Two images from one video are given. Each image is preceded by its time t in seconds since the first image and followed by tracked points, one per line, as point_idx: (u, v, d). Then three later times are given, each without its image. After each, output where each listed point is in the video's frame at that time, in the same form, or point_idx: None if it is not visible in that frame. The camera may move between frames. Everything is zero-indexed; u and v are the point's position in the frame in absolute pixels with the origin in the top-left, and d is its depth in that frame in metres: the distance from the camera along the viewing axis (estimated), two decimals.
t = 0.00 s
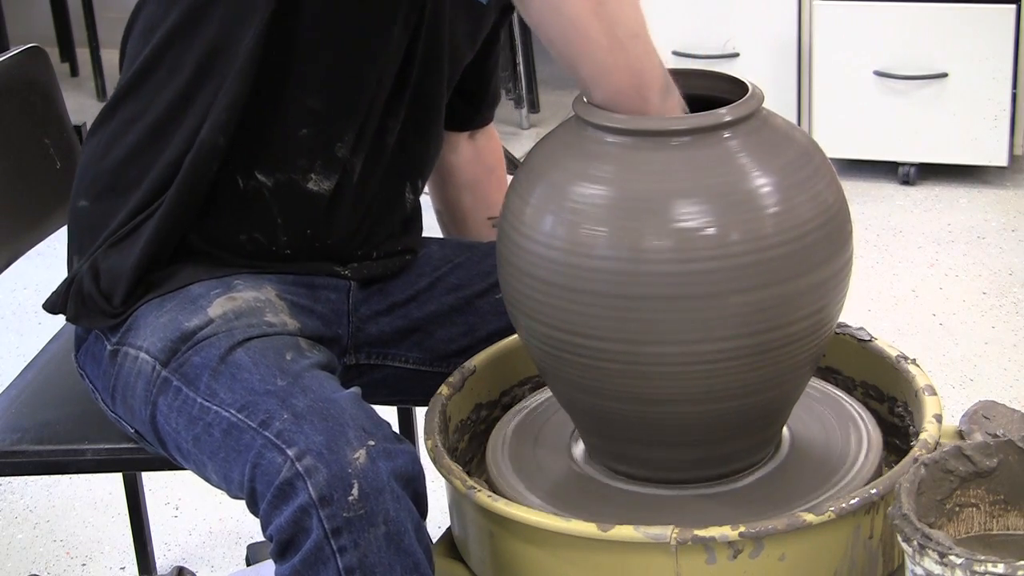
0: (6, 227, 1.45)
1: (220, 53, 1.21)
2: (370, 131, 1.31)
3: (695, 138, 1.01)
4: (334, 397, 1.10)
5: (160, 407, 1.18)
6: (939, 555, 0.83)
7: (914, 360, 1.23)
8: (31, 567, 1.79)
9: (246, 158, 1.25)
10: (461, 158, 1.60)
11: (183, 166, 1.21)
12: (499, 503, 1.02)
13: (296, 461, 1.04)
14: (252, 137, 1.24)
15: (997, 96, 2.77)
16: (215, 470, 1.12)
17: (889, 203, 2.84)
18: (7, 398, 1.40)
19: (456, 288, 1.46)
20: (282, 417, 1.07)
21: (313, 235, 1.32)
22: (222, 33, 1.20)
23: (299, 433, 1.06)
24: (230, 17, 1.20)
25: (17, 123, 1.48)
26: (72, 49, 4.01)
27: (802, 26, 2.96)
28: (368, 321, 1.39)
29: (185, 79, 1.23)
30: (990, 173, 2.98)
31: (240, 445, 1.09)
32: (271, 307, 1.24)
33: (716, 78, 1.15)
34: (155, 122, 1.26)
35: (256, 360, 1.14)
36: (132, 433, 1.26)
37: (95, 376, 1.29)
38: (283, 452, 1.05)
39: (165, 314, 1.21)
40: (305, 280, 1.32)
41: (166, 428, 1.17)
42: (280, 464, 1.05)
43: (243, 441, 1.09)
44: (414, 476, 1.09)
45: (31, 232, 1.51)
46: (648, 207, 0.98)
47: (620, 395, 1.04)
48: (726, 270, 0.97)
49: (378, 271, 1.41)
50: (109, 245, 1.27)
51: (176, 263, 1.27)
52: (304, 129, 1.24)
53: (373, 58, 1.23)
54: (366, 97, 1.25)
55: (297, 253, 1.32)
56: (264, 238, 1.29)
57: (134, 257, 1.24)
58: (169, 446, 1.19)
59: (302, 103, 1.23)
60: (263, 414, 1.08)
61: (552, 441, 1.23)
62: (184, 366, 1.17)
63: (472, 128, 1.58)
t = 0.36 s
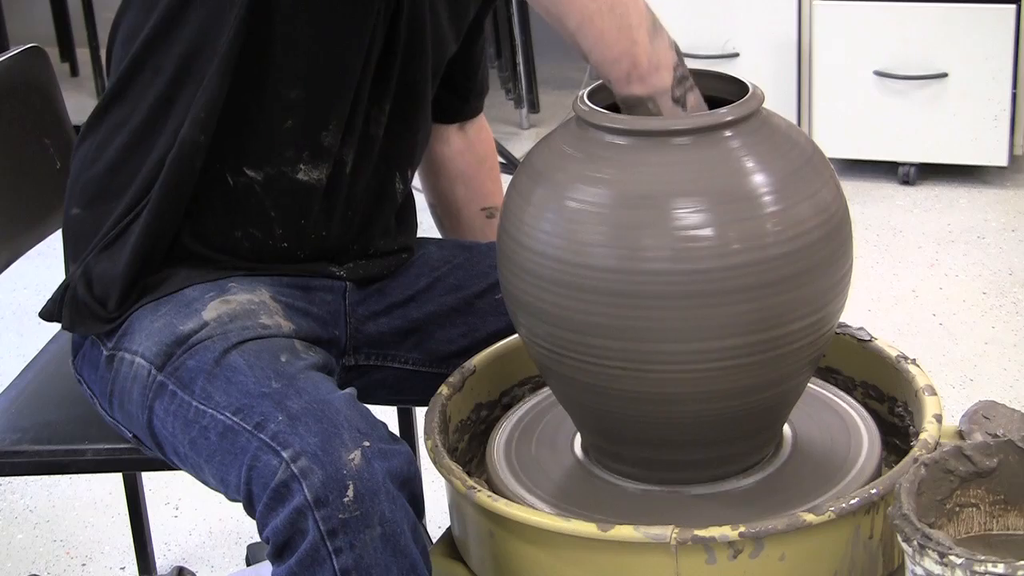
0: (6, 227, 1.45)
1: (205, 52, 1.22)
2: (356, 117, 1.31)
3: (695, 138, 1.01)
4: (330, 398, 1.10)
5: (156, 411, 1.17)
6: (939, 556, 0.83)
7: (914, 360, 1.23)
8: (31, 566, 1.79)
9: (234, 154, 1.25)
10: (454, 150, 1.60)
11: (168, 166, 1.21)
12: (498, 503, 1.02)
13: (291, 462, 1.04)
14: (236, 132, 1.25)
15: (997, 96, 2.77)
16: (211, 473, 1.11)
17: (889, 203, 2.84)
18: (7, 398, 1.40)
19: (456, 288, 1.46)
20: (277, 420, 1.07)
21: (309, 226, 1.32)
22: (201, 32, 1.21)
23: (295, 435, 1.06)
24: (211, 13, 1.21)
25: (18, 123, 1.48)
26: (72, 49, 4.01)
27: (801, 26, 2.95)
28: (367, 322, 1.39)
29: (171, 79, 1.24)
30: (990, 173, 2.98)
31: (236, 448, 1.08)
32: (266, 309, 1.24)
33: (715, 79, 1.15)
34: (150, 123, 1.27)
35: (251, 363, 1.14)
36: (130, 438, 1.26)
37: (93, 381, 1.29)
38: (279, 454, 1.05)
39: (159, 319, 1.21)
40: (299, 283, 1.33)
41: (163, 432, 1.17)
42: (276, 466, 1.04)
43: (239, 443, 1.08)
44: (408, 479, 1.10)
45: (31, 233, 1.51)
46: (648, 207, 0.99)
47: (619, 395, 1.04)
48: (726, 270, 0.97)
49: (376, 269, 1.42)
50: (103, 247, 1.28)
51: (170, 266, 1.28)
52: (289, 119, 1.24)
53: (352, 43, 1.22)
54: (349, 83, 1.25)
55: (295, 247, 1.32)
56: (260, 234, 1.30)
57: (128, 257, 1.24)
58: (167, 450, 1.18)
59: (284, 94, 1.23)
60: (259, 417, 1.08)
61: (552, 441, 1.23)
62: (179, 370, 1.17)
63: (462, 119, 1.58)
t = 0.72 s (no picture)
0: (6, 226, 1.45)
1: (187, 57, 1.23)
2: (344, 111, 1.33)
3: (695, 138, 1.01)
4: (329, 398, 1.10)
5: (156, 413, 1.17)
6: (939, 555, 0.83)
7: (914, 360, 1.23)
8: (31, 566, 1.79)
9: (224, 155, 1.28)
10: (443, 141, 1.60)
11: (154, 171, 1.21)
12: (498, 503, 1.02)
13: (292, 462, 1.04)
14: (225, 133, 1.28)
15: (997, 96, 2.77)
16: (212, 474, 1.11)
17: (889, 202, 2.84)
18: (7, 398, 1.40)
19: (456, 287, 1.46)
20: (277, 420, 1.07)
21: (306, 221, 1.33)
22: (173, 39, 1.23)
23: (295, 435, 1.06)
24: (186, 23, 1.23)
25: (18, 123, 1.48)
26: (72, 49, 4.00)
27: (801, 25, 2.94)
28: (367, 323, 1.39)
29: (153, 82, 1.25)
30: (990, 173, 2.98)
31: (236, 449, 1.08)
32: (263, 310, 1.24)
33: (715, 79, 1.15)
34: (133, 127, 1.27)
35: (250, 363, 1.14)
36: (130, 441, 1.26)
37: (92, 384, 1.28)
38: (279, 454, 1.05)
39: (158, 321, 1.21)
40: (297, 283, 1.33)
41: (163, 434, 1.17)
42: (276, 466, 1.04)
43: (239, 444, 1.08)
44: (409, 477, 1.10)
45: (32, 233, 1.51)
46: (648, 208, 0.99)
47: (620, 396, 1.04)
48: (726, 270, 0.97)
49: (376, 268, 1.41)
50: (92, 254, 1.27)
51: (167, 269, 1.28)
52: (275, 117, 1.27)
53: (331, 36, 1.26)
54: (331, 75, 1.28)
55: (294, 244, 1.33)
56: (257, 232, 1.31)
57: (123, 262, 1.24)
58: (167, 453, 1.18)
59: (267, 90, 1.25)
60: (258, 417, 1.08)
61: (552, 441, 1.23)
62: (178, 371, 1.16)
63: (451, 108, 1.58)
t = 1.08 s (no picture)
0: (6, 226, 1.45)
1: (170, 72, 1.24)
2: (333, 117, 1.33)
3: (695, 138, 1.01)
4: (327, 398, 1.10)
5: (154, 418, 1.17)
6: (939, 556, 0.83)
7: (914, 360, 1.23)
8: (31, 566, 1.79)
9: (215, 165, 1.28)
10: (437, 133, 1.59)
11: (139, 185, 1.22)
12: (498, 504, 1.02)
13: (290, 463, 1.04)
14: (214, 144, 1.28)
15: (997, 96, 2.77)
16: (210, 477, 1.11)
17: (889, 202, 2.84)
18: (7, 398, 1.40)
19: (456, 287, 1.46)
20: (275, 421, 1.07)
21: (301, 227, 1.33)
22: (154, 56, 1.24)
23: (292, 436, 1.06)
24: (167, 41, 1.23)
25: (18, 123, 1.48)
26: (72, 49, 4.00)
27: (801, 26, 2.95)
28: (366, 323, 1.39)
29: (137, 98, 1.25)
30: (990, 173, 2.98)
31: (234, 451, 1.08)
32: (260, 312, 1.24)
33: (715, 79, 1.15)
34: (121, 141, 1.27)
35: (247, 366, 1.14)
36: (129, 447, 1.25)
37: (89, 389, 1.28)
38: (277, 455, 1.05)
39: (154, 325, 1.22)
40: (294, 285, 1.33)
41: (162, 438, 1.17)
42: (275, 467, 1.04)
43: (237, 447, 1.08)
44: (407, 477, 1.10)
45: (32, 232, 1.51)
46: (647, 208, 0.99)
47: (620, 396, 1.04)
48: (726, 271, 0.97)
49: (373, 270, 1.41)
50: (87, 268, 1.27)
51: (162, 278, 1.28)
52: (261, 128, 1.27)
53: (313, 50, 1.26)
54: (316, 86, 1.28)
55: (290, 251, 1.33)
56: (252, 239, 1.31)
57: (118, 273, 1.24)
58: (166, 457, 1.18)
59: (251, 103, 1.26)
60: (256, 419, 1.08)
61: (552, 441, 1.23)
62: (174, 375, 1.16)
63: (446, 100, 1.57)
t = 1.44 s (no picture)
0: (6, 227, 1.45)
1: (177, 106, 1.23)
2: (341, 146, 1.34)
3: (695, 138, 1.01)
4: (330, 398, 1.10)
5: (156, 419, 1.17)
6: (939, 556, 0.83)
7: (914, 360, 1.23)
8: (31, 566, 1.79)
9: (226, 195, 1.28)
10: (442, 122, 1.60)
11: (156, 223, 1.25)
12: (499, 504, 1.02)
13: (293, 463, 1.04)
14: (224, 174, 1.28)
15: (997, 96, 2.77)
16: (213, 477, 1.11)
17: (889, 202, 2.84)
18: (7, 398, 1.40)
19: (456, 288, 1.46)
20: (277, 421, 1.07)
21: (309, 249, 1.35)
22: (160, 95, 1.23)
23: (295, 435, 1.06)
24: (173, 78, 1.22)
25: (18, 123, 1.48)
26: (72, 49, 4.00)
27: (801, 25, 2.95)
28: (366, 324, 1.39)
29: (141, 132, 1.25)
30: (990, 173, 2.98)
31: (237, 451, 1.09)
32: (262, 313, 1.24)
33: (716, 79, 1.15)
34: (124, 169, 1.27)
35: (249, 366, 1.14)
36: (130, 448, 1.25)
37: (89, 392, 1.27)
38: (280, 455, 1.05)
39: (156, 327, 1.21)
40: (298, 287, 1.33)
41: (164, 439, 1.17)
42: (277, 467, 1.05)
43: (240, 447, 1.08)
44: (409, 476, 1.10)
45: (32, 233, 1.51)
46: (647, 208, 0.99)
47: (620, 396, 1.04)
48: (726, 271, 0.97)
49: (378, 275, 1.42)
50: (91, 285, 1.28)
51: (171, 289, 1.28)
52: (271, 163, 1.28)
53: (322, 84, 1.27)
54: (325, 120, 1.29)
55: (300, 271, 1.35)
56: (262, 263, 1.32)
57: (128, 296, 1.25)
58: (167, 458, 1.18)
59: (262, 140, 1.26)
60: (258, 419, 1.08)
61: (552, 440, 1.23)
62: (177, 376, 1.16)
63: (449, 89, 1.58)
